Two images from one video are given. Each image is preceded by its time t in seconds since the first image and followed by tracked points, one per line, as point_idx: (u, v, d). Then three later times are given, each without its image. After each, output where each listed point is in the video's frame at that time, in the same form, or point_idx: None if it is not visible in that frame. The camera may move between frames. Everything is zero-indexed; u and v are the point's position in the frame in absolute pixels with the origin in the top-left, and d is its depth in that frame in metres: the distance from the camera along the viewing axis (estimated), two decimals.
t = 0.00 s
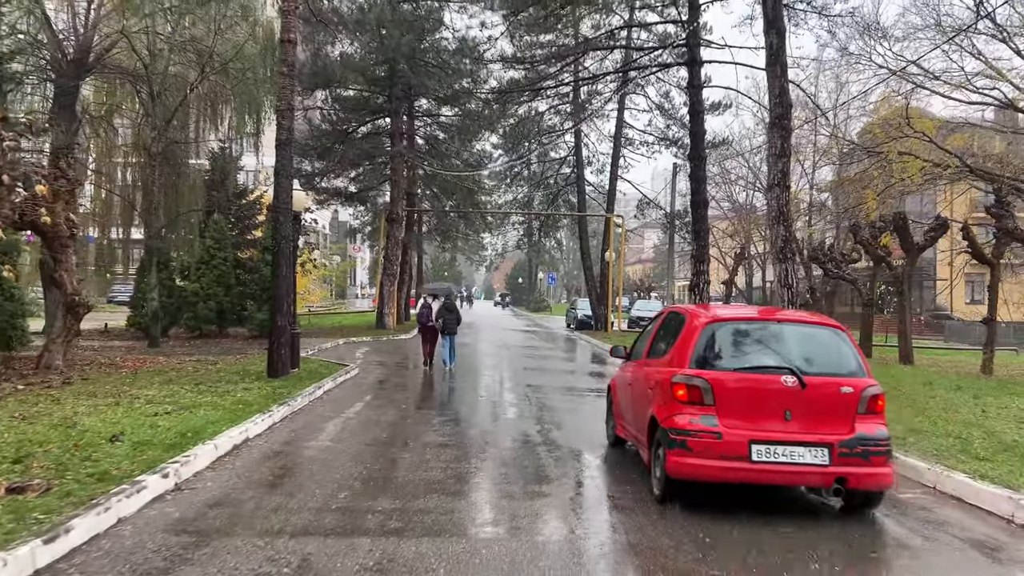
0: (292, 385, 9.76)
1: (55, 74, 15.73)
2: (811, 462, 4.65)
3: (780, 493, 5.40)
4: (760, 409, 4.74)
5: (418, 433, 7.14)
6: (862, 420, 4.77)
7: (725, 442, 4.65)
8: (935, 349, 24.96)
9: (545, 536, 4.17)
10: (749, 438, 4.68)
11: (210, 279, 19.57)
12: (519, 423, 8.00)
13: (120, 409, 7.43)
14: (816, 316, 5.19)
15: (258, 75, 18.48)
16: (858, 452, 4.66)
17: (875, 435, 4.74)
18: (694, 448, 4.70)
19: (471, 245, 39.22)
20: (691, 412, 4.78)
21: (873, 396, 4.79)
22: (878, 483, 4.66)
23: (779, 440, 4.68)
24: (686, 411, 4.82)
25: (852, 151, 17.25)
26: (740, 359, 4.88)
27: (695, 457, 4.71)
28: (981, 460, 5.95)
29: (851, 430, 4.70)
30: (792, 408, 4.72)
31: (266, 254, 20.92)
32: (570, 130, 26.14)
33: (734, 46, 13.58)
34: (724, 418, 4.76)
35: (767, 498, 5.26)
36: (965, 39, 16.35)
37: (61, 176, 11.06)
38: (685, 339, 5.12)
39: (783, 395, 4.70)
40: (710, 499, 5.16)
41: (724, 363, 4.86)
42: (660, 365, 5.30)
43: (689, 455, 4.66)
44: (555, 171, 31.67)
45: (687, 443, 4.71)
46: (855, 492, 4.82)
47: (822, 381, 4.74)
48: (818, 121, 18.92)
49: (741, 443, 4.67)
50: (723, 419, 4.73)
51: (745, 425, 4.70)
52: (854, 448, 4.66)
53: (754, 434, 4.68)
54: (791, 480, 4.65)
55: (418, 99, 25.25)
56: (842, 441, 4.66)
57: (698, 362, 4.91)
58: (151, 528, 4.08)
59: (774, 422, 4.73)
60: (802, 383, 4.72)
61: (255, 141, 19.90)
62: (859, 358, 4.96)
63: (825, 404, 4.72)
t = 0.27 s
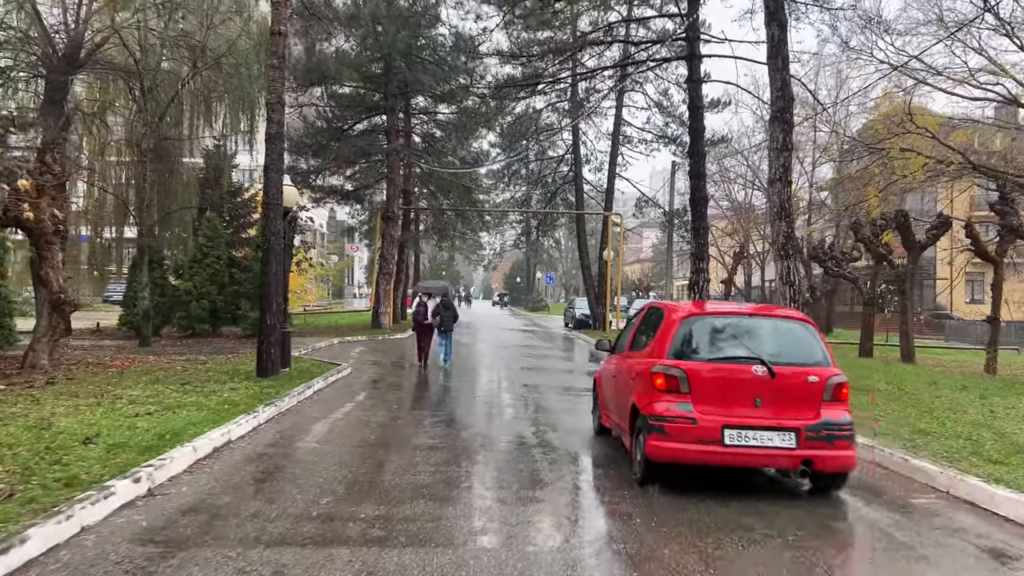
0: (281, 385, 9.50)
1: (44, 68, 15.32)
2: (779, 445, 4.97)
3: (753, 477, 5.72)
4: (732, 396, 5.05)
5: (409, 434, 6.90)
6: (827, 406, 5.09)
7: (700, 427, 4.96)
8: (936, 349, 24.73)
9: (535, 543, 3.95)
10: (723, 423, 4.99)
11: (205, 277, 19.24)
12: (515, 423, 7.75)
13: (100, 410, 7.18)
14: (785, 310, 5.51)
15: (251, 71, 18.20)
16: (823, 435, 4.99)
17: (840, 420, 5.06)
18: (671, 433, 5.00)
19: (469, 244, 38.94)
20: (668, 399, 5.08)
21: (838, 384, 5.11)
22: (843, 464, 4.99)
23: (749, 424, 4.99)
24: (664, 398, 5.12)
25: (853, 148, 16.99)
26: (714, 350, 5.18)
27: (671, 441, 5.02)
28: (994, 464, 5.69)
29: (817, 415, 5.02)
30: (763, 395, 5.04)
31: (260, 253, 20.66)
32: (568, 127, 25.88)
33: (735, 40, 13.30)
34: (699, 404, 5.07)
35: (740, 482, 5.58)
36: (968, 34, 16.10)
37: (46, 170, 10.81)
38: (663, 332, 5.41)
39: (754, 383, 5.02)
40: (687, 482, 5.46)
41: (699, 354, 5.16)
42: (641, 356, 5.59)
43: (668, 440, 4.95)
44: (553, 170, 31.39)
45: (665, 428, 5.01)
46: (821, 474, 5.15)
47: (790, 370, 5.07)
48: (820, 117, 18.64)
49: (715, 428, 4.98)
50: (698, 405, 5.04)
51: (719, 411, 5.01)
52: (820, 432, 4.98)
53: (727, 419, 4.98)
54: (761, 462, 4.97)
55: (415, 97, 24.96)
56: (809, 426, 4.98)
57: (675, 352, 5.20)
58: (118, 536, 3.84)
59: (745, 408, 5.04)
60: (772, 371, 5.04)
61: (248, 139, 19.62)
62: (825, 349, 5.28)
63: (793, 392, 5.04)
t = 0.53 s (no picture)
0: (271, 390, 9.22)
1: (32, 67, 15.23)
2: (751, 440, 5.34)
3: (731, 470, 6.09)
4: (708, 394, 5.41)
5: (401, 444, 6.63)
6: (796, 403, 5.46)
7: (677, 423, 5.32)
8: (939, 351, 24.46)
9: (528, 567, 3.69)
10: (698, 419, 5.36)
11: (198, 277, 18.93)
12: (511, 430, 7.49)
13: (78, 418, 6.89)
14: (758, 313, 5.87)
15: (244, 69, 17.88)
16: (792, 431, 5.36)
17: (807, 416, 5.43)
18: (651, 428, 5.37)
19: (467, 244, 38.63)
20: (649, 398, 5.46)
21: (807, 383, 5.47)
22: (811, 457, 5.35)
23: (723, 420, 5.36)
24: (645, 397, 5.48)
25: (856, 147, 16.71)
26: (692, 352, 5.56)
27: (651, 436, 5.39)
28: (1015, 477, 5.39)
29: (786, 411, 5.39)
30: (735, 393, 5.41)
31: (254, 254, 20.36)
32: (566, 127, 25.62)
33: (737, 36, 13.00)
34: (677, 401, 5.44)
35: (718, 475, 5.94)
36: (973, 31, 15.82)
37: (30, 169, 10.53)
38: (645, 334, 5.79)
39: (727, 382, 5.38)
40: (668, 475, 5.83)
41: (678, 355, 5.53)
42: (624, 357, 5.96)
43: (648, 435, 5.33)
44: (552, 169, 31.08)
45: (645, 424, 5.39)
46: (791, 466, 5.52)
47: (761, 369, 5.43)
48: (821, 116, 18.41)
49: (691, 424, 5.35)
50: (676, 403, 5.41)
51: (695, 408, 5.37)
52: (788, 427, 5.35)
53: (703, 416, 5.35)
54: (735, 456, 5.34)
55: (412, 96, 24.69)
56: (779, 422, 5.35)
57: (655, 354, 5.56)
58: (79, 561, 3.57)
59: (720, 405, 5.41)
60: (744, 371, 5.40)
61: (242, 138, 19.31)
62: (795, 350, 5.65)
63: (764, 390, 5.40)
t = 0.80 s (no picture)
0: (262, 390, 8.97)
1: (23, 62, 15.67)
2: (725, 423, 5.82)
3: (710, 454, 6.58)
4: (686, 382, 5.89)
5: (394, 445, 6.39)
6: (768, 391, 5.93)
7: (658, 408, 5.80)
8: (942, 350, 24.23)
9: None
10: (678, 404, 5.84)
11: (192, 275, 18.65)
12: (508, 431, 7.25)
13: (58, 419, 6.63)
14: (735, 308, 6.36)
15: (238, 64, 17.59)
16: (763, 415, 5.84)
17: (777, 402, 5.91)
18: (634, 413, 5.85)
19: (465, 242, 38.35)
20: (632, 385, 5.93)
21: (777, 372, 5.96)
22: (781, 440, 5.83)
23: (700, 406, 5.84)
24: (629, 384, 5.96)
25: (860, 142, 16.45)
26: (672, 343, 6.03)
27: (634, 420, 5.86)
28: None
29: (759, 398, 5.86)
30: (712, 381, 5.88)
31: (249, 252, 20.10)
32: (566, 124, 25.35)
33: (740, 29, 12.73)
34: (658, 388, 5.92)
35: (697, 458, 6.42)
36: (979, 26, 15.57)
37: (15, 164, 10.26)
38: (630, 327, 6.26)
39: (704, 371, 5.85)
40: (650, 458, 6.30)
41: (660, 346, 6.00)
42: (610, 348, 6.44)
43: (631, 419, 5.80)
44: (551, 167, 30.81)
45: (629, 408, 5.86)
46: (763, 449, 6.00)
47: (736, 359, 5.91)
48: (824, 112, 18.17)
49: (671, 409, 5.82)
50: (657, 389, 5.89)
51: (675, 394, 5.85)
52: (760, 413, 5.83)
53: (681, 401, 5.83)
54: (711, 438, 5.82)
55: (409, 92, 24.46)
56: (751, 407, 5.83)
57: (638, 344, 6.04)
58: None
59: (697, 392, 5.89)
60: (720, 361, 5.88)
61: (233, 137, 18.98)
62: (767, 342, 6.13)
63: (738, 378, 5.88)
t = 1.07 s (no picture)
0: (251, 394, 8.70)
1: (14, 59, 14.94)
2: (702, 415, 6.29)
3: (687, 445, 7.05)
4: (666, 376, 6.35)
5: (385, 454, 6.12)
6: (741, 385, 6.41)
7: (640, 401, 6.26)
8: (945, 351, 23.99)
9: None
10: (659, 397, 6.30)
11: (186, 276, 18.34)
12: (505, 437, 6.98)
13: (35, 426, 6.35)
14: (711, 308, 6.84)
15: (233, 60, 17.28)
16: (737, 408, 6.32)
17: (750, 396, 6.38)
18: (618, 405, 6.30)
19: (464, 242, 38.07)
20: (616, 380, 6.38)
21: (750, 367, 6.43)
22: (753, 430, 6.30)
23: (679, 399, 6.30)
24: (613, 378, 6.41)
25: (864, 140, 16.17)
26: (653, 340, 6.50)
27: (618, 412, 6.31)
28: None
29: (732, 391, 6.35)
30: (690, 375, 6.35)
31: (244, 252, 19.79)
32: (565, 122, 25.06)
33: (743, 23, 12.44)
34: (640, 382, 6.38)
35: (677, 448, 6.88)
36: (985, 22, 15.30)
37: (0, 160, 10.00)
38: (613, 326, 6.72)
39: (683, 366, 6.32)
40: (633, 448, 6.72)
41: (642, 344, 6.46)
42: (595, 346, 6.89)
43: (615, 411, 6.24)
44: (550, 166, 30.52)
45: (613, 402, 6.31)
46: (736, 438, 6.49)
47: (712, 356, 6.38)
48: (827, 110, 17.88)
49: (652, 402, 6.28)
50: (640, 383, 6.35)
51: (656, 388, 6.32)
52: (733, 405, 6.30)
53: (662, 395, 6.29)
54: (689, 428, 6.28)
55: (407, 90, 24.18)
56: (725, 400, 6.31)
57: (621, 341, 6.49)
58: None
59: (676, 386, 6.35)
60: (697, 357, 6.35)
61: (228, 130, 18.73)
62: (741, 340, 6.61)
63: (713, 372, 6.36)
